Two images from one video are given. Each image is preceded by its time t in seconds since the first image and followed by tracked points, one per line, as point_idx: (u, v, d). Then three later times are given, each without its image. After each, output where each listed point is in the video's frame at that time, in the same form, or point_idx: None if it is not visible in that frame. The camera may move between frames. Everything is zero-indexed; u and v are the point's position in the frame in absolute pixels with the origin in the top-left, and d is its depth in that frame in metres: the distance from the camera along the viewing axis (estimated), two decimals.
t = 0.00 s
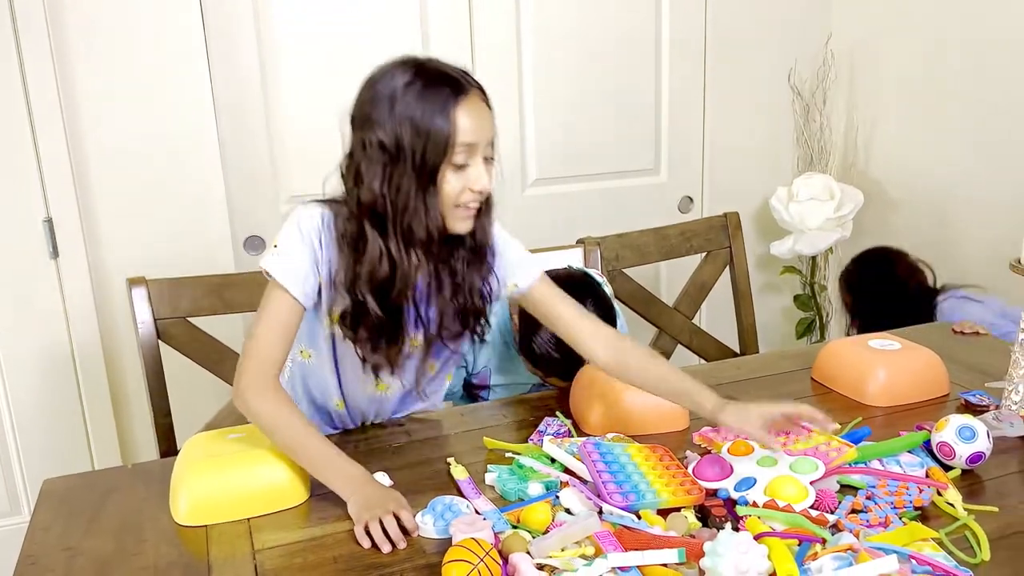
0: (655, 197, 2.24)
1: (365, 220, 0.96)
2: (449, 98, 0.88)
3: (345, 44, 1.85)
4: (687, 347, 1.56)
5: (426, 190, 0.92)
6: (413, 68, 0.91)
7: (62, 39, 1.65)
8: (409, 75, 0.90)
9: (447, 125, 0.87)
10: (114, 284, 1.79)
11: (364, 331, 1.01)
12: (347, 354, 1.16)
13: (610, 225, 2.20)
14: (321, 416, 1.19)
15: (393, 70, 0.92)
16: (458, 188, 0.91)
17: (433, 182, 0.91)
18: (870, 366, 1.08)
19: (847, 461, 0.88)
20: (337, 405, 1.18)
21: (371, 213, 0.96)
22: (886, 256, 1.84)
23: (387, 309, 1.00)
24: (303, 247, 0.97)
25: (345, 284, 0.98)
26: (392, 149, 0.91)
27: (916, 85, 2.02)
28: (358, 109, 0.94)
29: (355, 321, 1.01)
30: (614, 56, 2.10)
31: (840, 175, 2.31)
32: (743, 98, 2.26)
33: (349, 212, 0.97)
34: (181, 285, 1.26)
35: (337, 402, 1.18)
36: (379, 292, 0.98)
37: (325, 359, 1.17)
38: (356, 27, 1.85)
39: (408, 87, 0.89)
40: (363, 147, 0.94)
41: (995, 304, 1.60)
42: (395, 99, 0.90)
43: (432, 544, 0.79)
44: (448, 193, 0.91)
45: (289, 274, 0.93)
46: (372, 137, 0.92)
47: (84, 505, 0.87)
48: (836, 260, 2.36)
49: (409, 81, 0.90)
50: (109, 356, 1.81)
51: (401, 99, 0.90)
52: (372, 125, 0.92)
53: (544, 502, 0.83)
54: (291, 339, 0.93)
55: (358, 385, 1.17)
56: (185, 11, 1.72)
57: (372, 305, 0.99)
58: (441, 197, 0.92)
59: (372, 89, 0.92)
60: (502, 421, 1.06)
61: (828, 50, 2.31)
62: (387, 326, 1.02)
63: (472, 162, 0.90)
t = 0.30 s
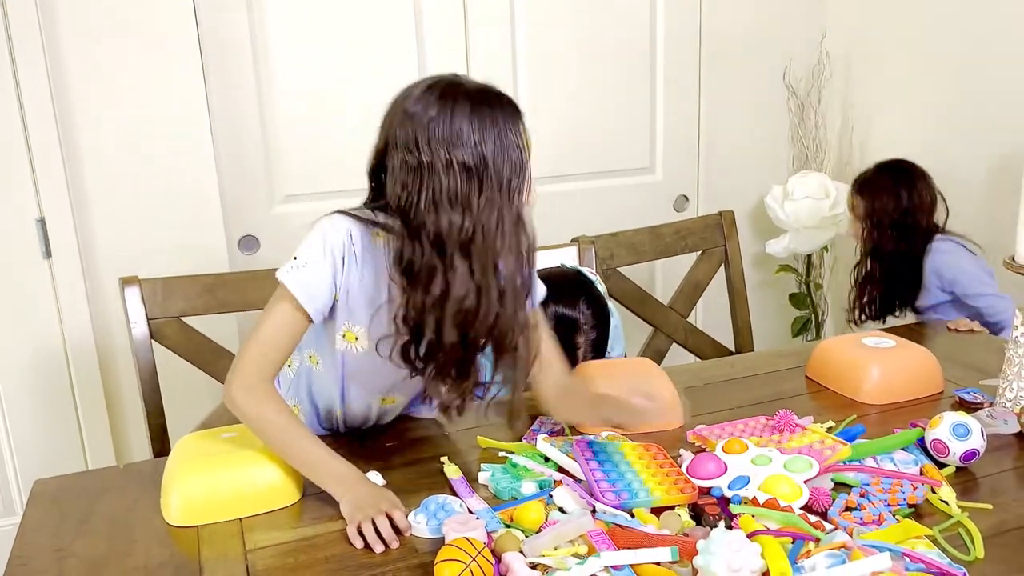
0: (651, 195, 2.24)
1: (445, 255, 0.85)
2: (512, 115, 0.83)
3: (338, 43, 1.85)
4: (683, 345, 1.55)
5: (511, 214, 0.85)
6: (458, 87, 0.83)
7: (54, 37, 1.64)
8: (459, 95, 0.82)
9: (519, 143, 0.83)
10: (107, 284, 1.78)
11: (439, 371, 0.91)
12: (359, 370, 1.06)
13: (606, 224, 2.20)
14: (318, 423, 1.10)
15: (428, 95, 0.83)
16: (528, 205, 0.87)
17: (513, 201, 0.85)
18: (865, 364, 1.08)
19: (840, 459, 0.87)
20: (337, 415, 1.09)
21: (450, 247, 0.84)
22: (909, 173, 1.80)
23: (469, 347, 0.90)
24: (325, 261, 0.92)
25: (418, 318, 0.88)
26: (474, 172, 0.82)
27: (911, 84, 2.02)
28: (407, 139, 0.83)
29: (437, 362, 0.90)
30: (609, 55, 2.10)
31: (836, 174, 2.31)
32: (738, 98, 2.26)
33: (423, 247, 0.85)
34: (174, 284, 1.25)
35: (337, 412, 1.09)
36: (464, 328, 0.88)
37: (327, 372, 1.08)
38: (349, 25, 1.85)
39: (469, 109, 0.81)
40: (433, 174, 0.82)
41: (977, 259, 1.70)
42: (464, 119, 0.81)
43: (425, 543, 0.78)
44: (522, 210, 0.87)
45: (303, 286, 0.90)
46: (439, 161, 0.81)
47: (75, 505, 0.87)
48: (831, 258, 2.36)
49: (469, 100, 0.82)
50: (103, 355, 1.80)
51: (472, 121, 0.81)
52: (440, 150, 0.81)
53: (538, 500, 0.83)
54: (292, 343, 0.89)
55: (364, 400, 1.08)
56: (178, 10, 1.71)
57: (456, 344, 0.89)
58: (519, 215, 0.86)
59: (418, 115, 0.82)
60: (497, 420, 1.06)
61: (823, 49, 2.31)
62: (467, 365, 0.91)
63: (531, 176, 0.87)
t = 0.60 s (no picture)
0: (648, 194, 2.24)
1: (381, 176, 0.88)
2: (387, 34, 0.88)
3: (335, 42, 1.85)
4: (680, 344, 1.56)
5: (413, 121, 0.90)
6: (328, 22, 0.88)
7: (51, 35, 1.64)
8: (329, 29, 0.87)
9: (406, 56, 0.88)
10: (104, 284, 1.78)
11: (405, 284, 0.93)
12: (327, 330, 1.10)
13: (603, 223, 2.20)
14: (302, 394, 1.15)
15: (304, 41, 0.87)
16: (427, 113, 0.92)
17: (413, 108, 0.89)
18: (860, 362, 1.08)
19: (836, 456, 0.88)
20: (321, 386, 1.15)
21: (372, 165, 0.87)
22: (852, 158, 1.80)
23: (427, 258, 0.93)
24: (267, 232, 0.94)
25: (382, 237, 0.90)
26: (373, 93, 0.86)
27: (908, 83, 2.03)
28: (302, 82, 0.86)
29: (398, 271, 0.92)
30: (606, 55, 2.10)
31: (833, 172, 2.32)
32: (735, 97, 2.26)
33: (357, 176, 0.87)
34: (171, 284, 1.25)
35: (320, 384, 1.15)
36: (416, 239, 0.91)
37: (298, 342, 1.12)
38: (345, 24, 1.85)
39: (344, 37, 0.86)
40: (336, 104, 0.86)
41: (891, 261, 1.70)
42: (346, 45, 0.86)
43: (421, 542, 0.78)
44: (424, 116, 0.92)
45: (260, 255, 0.91)
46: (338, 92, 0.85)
47: (71, 505, 0.87)
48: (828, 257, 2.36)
49: (344, 29, 0.87)
50: (100, 355, 1.80)
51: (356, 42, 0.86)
52: (336, 77, 0.85)
53: (534, 499, 0.83)
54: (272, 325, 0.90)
55: (340, 361, 1.13)
56: (175, 10, 1.72)
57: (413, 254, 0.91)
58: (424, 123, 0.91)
59: (299, 58, 0.87)
60: (493, 419, 1.06)
61: (819, 48, 2.31)
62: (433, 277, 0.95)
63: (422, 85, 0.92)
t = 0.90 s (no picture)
0: (649, 194, 2.24)
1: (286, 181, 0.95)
2: (340, 51, 0.90)
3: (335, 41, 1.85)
4: (681, 343, 1.56)
5: (332, 142, 0.92)
6: (306, 27, 0.91)
7: (52, 35, 1.64)
8: (302, 33, 0.91)
9: (346, 77, 0.89)
10: (106, 284, 1.78)
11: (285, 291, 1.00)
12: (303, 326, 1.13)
13: (604, 222, 2.20)
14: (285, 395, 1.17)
15: (282, 38, 0.92)
16: (362, 134, 0.92)
17: (336, 126, 0.91)
18: (862, 360, 1.08)
19: (839, 455, 0.88)
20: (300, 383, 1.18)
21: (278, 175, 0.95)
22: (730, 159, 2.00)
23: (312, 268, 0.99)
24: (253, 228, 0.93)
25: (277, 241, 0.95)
26: (294, 104, 0.91)
27: (908, 82, 2.03)
28: (256, 80, 0.95)
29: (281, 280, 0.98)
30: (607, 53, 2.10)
31: (833, 171, 2.31)
32: (735, 97, 2.26)
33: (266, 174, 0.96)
34: (173, 284, 1.25)
35: (299, 379, 1.17)
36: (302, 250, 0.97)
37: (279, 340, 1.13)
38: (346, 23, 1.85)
39: (300, 48, 0.90)
40: (267, 108, 0.94)
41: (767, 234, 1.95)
42: (292, 56, 0.91)
43: (426, 541, 0.78)
44: (358, 138, 0.92)
45: (247, 252, 0.91)
46: (270, 95, 0.93)
47: (74, 505, 0.87)
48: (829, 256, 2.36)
49: (304, 38, 0.91)
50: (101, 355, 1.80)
51: (304, 54, 0.90)
52: (274, 82, 0.92)
53: (538, 497, 0.83)
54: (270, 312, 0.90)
55: (320, 357, 1.16)
56: (176, 9, 1.71)
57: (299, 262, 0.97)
58: (349, 144, 0.92)
59: (266, 51, 0.93)
60: (495, 418, 1.05)
61: (820, 47, 2.31)
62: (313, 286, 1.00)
63: (369, 107, 0.91)
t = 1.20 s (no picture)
0: (649, 193, 2.24)
1: (377, 222, 0.89)
2: (448, 92, 0.83)
3: (336, 42, 1.85)
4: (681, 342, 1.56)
5: (431, 189, 0.85)
6: (413, 63, 0.84)
7: (53, 37, 1.64)
8: (407, 69, 0.84)
9: (452, 121, 0.82)
10: (107, 283, 1.78)
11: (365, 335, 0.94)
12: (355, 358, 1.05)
13: (604, 221, 2.21)
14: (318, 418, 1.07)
15: (382, 72, 0.85)
16: (460, 185, 0.86)
17: (436, 171, 0.84)
18: (864, 359, 1.08)
19: (841, 454, 0.88)
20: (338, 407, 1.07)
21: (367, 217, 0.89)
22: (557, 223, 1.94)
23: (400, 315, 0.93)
24: (326, 267, 0.87)
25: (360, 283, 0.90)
26: (397, 145, 0.84)
27: (908, 80, 2.03)
28: (350, 111, 0.87)
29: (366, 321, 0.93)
30: (608, 52, 2.10)
31: (834, 170, 2.31)
32: (735, 96, 2.26)
33: (357, 212, 0.89)
34: (175, 284, 1.25)
35: (334, 406, 1.07)
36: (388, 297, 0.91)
37: (324, 363, 1.04)
38: (347, 23, 1.85)
39: (405, 84, 0.83)
40: (363, 144, 0.86)
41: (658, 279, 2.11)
42: (398, 94, 0.83)
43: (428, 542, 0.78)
44: (457, 188, 0.86)
45: (313, 294, 0.85)
46: (369, 131, 0.85)
47: (77, 504, 0.87)
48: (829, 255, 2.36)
49: (412, 73, 0.83)
50: (103, 355, 1.80)
51: (411, 91, 0.83)
52: (373, 119, 0.84)
53: (542, 496, 0.83)
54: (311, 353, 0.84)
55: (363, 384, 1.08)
56: (177, 8, 1.71)
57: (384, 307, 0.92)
58: (445, 193, 0.86)
59: (365, 84, 0.85)
60: (497, 417, 1.05)
61: (821, 46, 2.31)
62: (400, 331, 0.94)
63: (469, 157, 0.85)
